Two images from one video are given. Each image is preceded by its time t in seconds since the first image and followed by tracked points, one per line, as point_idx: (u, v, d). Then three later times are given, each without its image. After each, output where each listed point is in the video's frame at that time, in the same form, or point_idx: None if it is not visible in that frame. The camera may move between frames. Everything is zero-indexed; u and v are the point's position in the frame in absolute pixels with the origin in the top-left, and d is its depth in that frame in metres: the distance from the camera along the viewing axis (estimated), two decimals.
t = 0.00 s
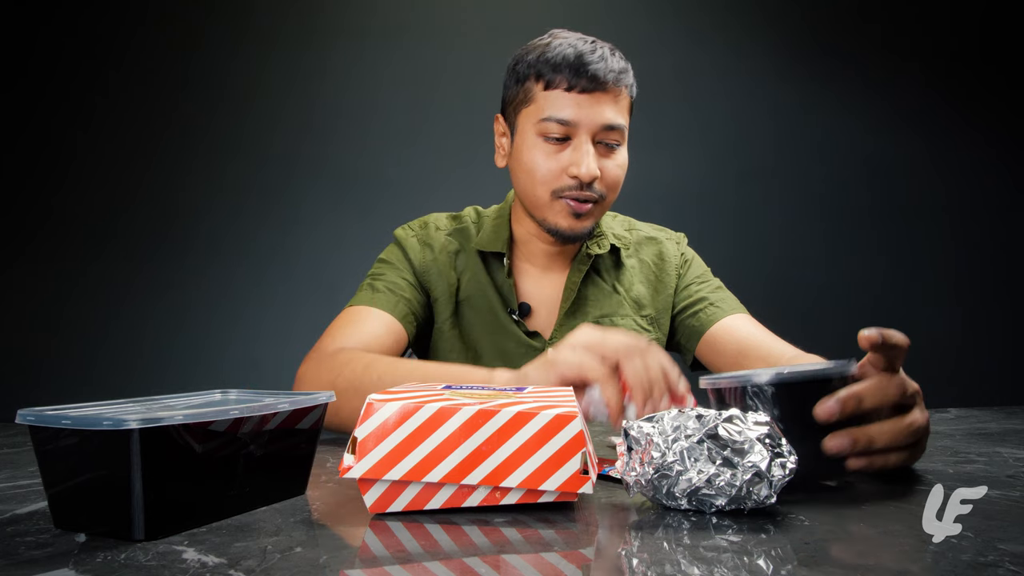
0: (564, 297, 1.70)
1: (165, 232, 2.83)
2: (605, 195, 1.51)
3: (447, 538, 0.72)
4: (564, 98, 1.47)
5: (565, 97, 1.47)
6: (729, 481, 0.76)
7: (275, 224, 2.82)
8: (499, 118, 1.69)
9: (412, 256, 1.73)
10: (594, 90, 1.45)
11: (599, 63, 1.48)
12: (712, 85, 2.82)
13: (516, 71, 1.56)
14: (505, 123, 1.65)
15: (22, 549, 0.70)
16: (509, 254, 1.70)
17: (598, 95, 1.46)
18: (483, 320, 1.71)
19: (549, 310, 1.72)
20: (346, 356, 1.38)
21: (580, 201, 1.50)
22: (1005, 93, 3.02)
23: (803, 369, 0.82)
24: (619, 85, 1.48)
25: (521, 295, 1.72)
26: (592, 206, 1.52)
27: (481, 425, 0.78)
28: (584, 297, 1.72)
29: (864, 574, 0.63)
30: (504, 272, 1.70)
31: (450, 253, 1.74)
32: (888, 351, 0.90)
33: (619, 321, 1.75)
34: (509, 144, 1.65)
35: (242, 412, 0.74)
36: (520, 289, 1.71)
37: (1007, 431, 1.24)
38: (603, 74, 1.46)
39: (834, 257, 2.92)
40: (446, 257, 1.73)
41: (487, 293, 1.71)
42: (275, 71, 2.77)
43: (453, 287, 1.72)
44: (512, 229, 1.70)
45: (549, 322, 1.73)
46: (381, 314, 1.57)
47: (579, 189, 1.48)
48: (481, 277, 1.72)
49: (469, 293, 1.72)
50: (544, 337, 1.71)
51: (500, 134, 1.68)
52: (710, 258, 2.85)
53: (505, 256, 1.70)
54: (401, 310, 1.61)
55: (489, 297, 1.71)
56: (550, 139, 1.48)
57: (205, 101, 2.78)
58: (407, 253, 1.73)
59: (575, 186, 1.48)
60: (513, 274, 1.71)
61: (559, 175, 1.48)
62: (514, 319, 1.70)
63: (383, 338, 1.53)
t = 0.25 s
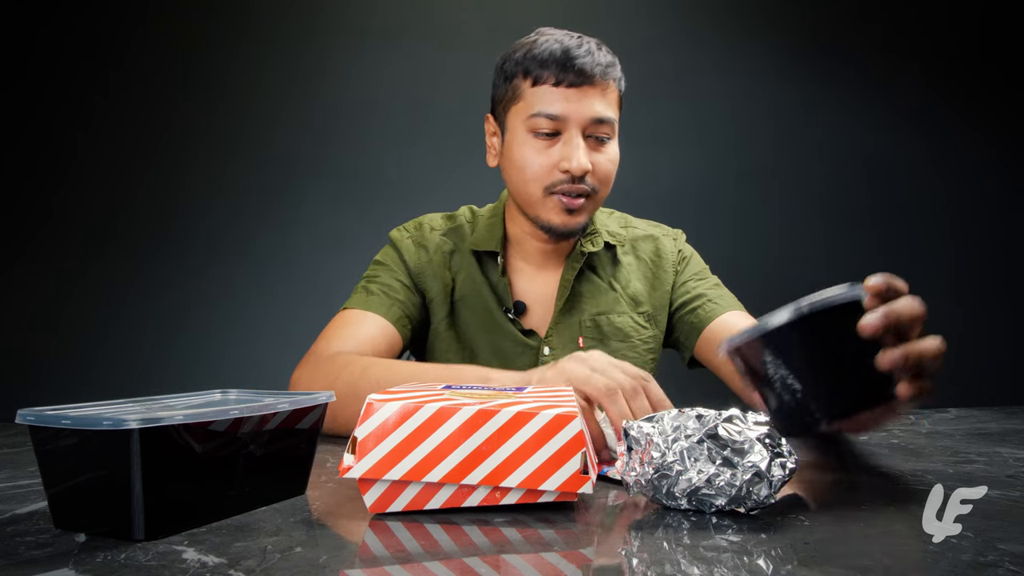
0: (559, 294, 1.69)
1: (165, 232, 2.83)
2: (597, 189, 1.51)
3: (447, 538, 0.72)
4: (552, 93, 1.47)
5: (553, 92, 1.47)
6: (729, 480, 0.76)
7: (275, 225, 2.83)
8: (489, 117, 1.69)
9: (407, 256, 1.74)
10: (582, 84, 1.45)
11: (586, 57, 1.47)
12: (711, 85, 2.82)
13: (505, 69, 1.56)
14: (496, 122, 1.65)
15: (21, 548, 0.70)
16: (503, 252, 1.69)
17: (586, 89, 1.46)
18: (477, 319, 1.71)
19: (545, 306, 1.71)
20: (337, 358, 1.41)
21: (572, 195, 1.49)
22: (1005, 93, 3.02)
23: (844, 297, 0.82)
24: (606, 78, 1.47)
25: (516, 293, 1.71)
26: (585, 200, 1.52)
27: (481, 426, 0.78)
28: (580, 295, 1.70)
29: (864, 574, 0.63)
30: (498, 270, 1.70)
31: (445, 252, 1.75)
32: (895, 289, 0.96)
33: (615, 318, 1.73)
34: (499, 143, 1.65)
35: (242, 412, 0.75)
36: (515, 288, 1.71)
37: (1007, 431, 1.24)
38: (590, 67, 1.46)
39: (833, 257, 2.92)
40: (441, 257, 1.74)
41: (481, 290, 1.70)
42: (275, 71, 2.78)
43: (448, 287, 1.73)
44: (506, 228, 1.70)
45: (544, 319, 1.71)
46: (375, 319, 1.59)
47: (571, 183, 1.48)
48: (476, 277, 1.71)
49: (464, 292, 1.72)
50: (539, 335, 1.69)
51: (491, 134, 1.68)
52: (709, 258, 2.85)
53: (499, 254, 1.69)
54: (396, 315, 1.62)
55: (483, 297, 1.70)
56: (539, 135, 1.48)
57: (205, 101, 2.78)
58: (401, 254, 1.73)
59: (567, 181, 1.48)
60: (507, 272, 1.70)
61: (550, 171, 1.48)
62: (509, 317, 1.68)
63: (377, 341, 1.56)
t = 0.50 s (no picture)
0: (551, 293, 1.69)
1: (165, 232, 2.83)
2: (578, 183, 1.51)
3: (447, 538, 0.72)
4: (528, 89, 1.48)
5: (530, 89, 1.48)
6: (729, 480, 0.76)
7: (275, 225, 2.83)
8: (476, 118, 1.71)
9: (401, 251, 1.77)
10: (557, 79, 1.47)
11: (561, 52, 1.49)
12: (711, 85, 2.82)
13: (485, 69, 1.58)
14: (481, 123, 1.67)
15: (21, 548, 0.70)
16: (496, 249, 1.69)
17: (562, 83, 1.47)
18: (469, 314, 1.72)
19: (538, 304, 1.71)
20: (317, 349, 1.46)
21: (552, 190, 1.50)
22: (1005, 93, 3.02)
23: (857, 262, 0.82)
24: (582, 72, 1.49)
25: (508, 290, 1.71)
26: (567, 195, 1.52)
27: (481, 426, 0.78)
28: (572, 293, 1.70)
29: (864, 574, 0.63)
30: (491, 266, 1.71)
31: (439, 248, 1.76)
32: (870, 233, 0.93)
33: (608, 317, 1.73)
34: (484, 143, 1.67)
35: (242, 412, 0.75)
36: (508, 284, 1.71)
37: (1007, 431, 1.24)
38: (565, 62, 1.47)
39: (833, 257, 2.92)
40: (434, 252, 1.76)
41: (474, 285, 1.72)
42: (275, 71, 2.77)
43: (441, 282, 1.74)
44: (499, 224, 1.69)
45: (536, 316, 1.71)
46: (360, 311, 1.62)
47: (550, 178, 1.49)
48: (468, 272, 1.73)
49: (457, 288, 1.73)
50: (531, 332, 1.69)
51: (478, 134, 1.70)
52: (708, 258, 2.85)
53: (492, 251, 1.70)
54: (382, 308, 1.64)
55: (476, 292, 1.72)
56: (518, 132, 1.49)
57: (205, 100, 2.78)
58: (395, 249, 1.76)
59: (546, 176, 1.49)
60: (501, 269, 1.71)
61: (529, 166, 1.49)
62: (502, 313, 1.69)
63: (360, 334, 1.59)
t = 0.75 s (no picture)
0: (538, 290, 1.68)
1: (166, 231, 2.83)
2: (558, 180, 1.53)
3: (447, 538, 0.72)
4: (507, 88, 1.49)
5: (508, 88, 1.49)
6: (728, 480, 0.76)
7: (276, 224, 2.83)
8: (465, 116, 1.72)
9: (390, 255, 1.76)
10: (534, 78, 1.47)
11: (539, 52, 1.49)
12: (711, 85, 2.82)
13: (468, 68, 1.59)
14: (468, 121, 1.68)
15: (21, 548, 0.70)
16: (482, 248, 1.70)
17: (539, 82, 1.47)
18: (459, 315, 1.70)
19: (525, 303, 1.72)
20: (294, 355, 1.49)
21: (532, 187, 1.52)
22: (1005, 93, 3.02)
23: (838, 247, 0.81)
24: (560, 70, 1.49)
25: (497, 289, 1.72)
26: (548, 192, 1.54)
27: (481, 425, 0.78)
28: (559, 290, 1.69)
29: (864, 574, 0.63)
30: (478, 267, 1.71)
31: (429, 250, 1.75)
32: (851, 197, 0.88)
33: (595, 310, 1.69)
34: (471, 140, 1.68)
35: (242, 412, 0.75)
36: (496, 283, 1.72)
37: (1007, 431, 1.24)
38: (542, 61, 1.48)
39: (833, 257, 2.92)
40: (423, 255, 1.74)
41: (463, 287, 1.70)
42: (275, 71, 2.77)
43: (430, 284, 1.73)
44: (487, 224, 1.71)
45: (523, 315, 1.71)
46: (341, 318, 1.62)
47: (529, 176, 1.50)
48: (457, 275, 1.71)
49: (445, 290, 1.72)
50: (518, 331, 1.68)
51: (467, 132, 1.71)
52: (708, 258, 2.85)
53: (479, 252, 1.70)
54: (362, 313, 1.64)
55: (465, 293, 1.70)
56: (497, 131, 1.50)
57: (206, 101, 2.78)
58: (385, 252, 1.75)
59: (525, 174, 1.51)
60: (489, 268, 1.72)
61: (508, 165, 1.50)
62: (489, 313, 1.68)
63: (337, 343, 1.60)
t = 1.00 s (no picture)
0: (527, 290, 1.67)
1: (166, 231, 2.83)
2: (540, 178, 1.49)
3: (447, 538, 0.72)
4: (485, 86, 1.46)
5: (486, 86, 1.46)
6: (728, 480, 0.76)
7: (277, 224, 2.83)
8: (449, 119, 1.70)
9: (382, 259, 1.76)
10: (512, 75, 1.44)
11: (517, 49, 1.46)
12: (711, 85, 2.82)
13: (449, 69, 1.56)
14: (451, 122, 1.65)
15: (21, 548, 0.70)
16: (470, 249, 1.69)
17: (518, 79, 1.44)
18: (451, 318, 1.70)
19: (513, 302, 1.70)
20: (291, 360, 1.51)
21: (514, 185, 1.48)
22: (1005, 93, 3.02)
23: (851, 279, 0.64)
24: (538, 66, 1.46)
25: (486, 289, 1.70)
26: (530, 190, 1.50)
27: (481, 425, 0.78)
28: (549, 290, 1.68)
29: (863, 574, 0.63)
30: (466, 267, 1.70)
31: (419, 252, 1.75)
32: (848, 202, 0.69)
33: (584, 309, 1.69)
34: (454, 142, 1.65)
35: (242, 412, 0.75)
36: (484, 283, 1.71)
37: (1007, 431, 1.24)
38: (520, 58, 1.45)
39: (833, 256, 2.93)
40: (414, 257, 1.75)
41: (454, 288, 1.70)
42: (275, 71, 2.77)
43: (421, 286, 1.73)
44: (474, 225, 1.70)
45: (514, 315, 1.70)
46: (333, 323, 1.62)
47: (509, 173, 1.46)
48: (447, 276, 1.71)
49: (436, 292, 1.72)
50: (507, 330, 1.67)
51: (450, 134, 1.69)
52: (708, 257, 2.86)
53: (466, 252, 1.69)
54: (355, 318, 1.64)
55: (454, 296, 1.70)
56: (477, 130, 1.47)
57: (206, 100, 2.78)
58: (376, 257, 1.75)
59: (505, 172, 1.47)
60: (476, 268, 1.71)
61: (487, 163, 1.46)
62: (479, 313, 1.67)
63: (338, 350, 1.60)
